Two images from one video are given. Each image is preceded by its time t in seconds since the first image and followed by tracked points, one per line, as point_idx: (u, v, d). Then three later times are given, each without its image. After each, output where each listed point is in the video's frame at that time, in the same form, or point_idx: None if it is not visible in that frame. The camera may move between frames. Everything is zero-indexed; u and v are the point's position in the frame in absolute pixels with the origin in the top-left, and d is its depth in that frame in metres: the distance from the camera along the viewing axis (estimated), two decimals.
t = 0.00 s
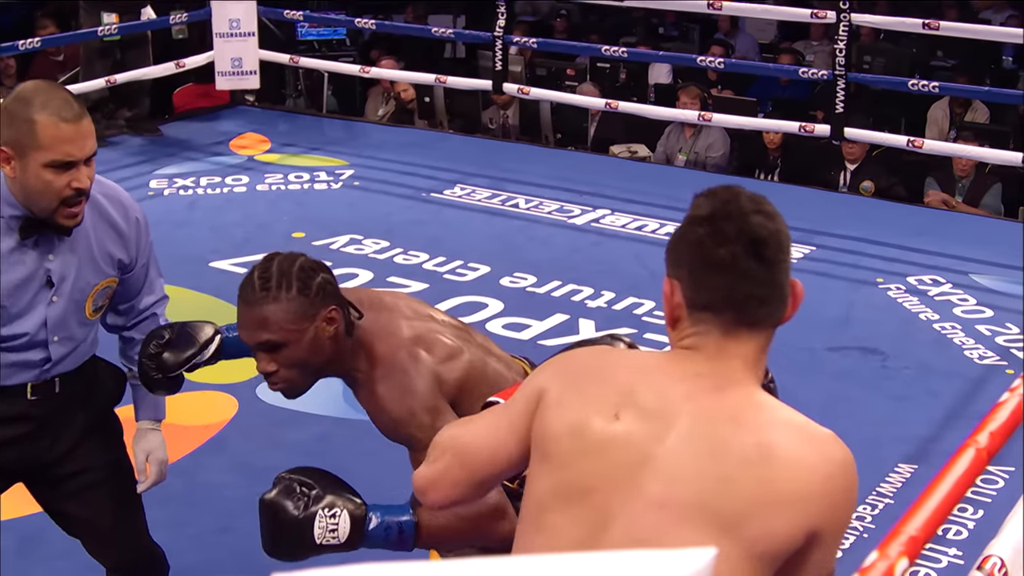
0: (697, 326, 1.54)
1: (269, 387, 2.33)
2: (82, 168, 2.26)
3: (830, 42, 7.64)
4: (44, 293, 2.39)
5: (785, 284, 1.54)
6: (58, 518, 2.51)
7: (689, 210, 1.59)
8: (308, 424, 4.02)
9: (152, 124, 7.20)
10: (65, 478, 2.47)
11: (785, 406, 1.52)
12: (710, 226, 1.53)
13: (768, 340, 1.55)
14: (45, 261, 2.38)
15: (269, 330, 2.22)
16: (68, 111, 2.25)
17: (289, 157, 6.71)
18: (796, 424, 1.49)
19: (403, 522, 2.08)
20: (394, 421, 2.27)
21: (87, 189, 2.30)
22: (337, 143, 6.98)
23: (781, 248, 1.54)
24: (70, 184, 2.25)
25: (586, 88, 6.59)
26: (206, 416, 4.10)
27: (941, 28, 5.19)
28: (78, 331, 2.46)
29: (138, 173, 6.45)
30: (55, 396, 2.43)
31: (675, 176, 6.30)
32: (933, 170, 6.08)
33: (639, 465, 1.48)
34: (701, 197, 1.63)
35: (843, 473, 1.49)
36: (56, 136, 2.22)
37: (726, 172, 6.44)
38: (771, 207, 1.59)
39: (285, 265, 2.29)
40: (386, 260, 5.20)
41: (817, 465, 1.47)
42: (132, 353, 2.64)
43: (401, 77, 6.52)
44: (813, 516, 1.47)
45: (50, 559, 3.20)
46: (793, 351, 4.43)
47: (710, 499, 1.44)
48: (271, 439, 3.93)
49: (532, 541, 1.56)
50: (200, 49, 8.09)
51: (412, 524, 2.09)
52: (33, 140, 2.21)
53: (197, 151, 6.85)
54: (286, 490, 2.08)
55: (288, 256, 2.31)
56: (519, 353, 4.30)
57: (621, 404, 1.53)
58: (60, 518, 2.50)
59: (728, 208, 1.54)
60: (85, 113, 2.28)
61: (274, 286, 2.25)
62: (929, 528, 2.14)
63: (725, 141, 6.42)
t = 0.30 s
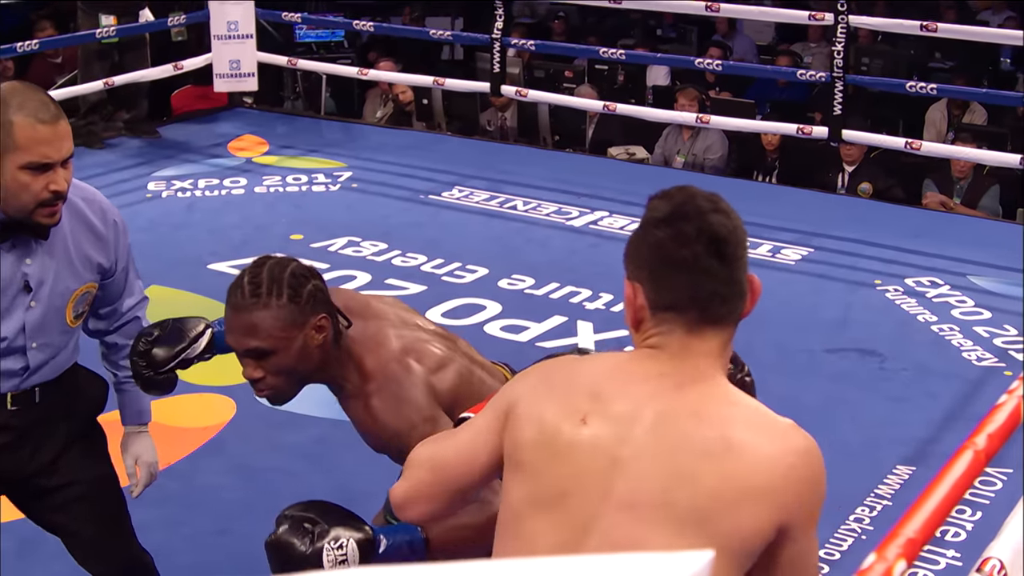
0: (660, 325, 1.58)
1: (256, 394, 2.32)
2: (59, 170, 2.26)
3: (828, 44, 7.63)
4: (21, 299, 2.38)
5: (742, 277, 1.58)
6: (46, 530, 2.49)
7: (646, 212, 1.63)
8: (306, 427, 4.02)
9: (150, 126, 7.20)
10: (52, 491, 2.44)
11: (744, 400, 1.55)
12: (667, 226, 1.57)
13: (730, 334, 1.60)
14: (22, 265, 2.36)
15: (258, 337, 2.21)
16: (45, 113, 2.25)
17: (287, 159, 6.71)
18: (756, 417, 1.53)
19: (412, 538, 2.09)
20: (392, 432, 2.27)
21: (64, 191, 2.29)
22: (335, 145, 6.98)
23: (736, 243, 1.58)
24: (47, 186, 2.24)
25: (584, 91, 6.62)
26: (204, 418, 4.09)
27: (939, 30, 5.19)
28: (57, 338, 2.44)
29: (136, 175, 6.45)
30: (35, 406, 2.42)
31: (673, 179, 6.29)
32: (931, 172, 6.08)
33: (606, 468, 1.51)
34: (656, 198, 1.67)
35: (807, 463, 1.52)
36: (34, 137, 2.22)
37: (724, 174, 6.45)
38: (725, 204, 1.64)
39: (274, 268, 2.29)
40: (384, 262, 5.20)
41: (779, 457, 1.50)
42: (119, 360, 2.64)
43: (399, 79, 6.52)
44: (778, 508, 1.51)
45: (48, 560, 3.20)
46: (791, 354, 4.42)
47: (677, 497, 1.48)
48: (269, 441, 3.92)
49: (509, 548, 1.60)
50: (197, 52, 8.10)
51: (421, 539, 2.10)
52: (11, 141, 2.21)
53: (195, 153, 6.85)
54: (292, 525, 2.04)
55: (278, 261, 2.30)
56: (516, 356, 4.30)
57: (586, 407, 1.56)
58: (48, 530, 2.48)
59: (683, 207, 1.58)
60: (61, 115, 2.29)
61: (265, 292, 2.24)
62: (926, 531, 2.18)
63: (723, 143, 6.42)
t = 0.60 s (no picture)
0: (618, 329, 1.57)
1: (246, 397, 2.31)
2: (34, 169, 2.17)
3: (827, 45, 7.64)
4: None
5: (694, 274, 1.58)
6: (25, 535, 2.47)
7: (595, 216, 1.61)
8: (305, 428, 4.02)
9: (149, 127, 7.20)
10: (29, 504, 2.41)
11: (702, 395, 1.56)
12: (616, 231, 1.56)
13: (685, 332, 1.60)
14: None
15: (250, 338, 2.21)
16: (19, 110, 2.16)
17: (287, 160, 6.71)
18: (716, 412, 1.53)
19: (414, 545, 2.24)
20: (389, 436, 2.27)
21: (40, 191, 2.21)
22: (334, 147, 6.98)
23: (686, 241, 1.58)
24: (22, 185, 2.16)
25: (583, 92, 6.63)
26: (203, 420, 4.09)
27: (939, 31, 5.19)
28: (34, 342, 2.38)
29: (135, 177, 6.45)
30: (13, 413, 2.36)
31: (672, 180, 6.30)
32: (930, 173, 6.09)
33: (575, 475, 1.51)
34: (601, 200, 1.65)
35: (770, 449, 1.53)
36: (7, 135, 2.13)
37: (723, 175, 6.45)
38: (672, 202, 1.63)
39: (267, 269, 2.28)
40: (383, 263, 5.20)
41: (742, 446, 1.51)
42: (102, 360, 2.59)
43: (398, 81, 6.51)
44: (744, 501, 1.52)
45: (47, 562, 3.20)
46: (791, 355, 4.42)
47: (647, 500, 1.48)
48: (268, 442, 3.92)
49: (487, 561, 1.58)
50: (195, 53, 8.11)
51: (422, 543, 2.23)
52: None
53: (194, 154, 6.85)
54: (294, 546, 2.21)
55: (270, 262, 2.30)
56: (516, 357, 4.31)
57: (550, 415, 1.55)
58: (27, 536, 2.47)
59: (633, 210, 1.57)
60: (36, 112, 2.20)
61: (257, 293, 2.24)
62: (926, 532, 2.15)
63: (722, 145, 6.42)
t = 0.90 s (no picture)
0: (564, 328, 1.59)
1: (238, 397, 2.29)
2: (6, 166, 2.12)
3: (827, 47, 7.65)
4: None
5: (633, 267, 1.60)
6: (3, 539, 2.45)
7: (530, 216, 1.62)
8: (305, 428, 4.02)
9: (149, 129, 7.21)
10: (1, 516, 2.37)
11: (653, 385, 1.58)
12: (554, 231, 1.57)
13: (628, 325, 1.62)
14: None
15: (244, 336, 2.19)
16: None
17: (287, 162, 6.72)
18: (670, 399, 1.56)
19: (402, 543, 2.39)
20: (378, 429, 2.23)
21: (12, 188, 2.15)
22: (334, 148, 6.98)
23: (623, 234, 1.60)
24: None
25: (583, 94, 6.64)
26: (204, 421, 4.09)
27: (938, 33, 5.19)
28: (6, 343, 2.29)
29: (135, 178, 6.45)
30: None
31: (672, 181, 6.31)
32: (930, 174, 6.10)
33: (543, 476, 1.52)
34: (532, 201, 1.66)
35: (727, 431, 1.57)
36: None
37: (723, 176, 6.46)
38: (605, 196, 1.65)
39: (258, 266, 2.28)
40: (383, 265, 5.21)
41: (701, 431, 1.54)
42: (82, 360, 2.54)
43: (397, 82, 6.51)
44: (708, 486, 1.55)
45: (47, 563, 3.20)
46: (790, 356, 4.43)
47: (618, 495, 1.51)
48: (268, 443, 3.93)
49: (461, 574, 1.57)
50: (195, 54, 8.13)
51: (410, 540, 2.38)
52: None
53: (194, 155, 6.85)
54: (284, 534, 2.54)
55: (257, 260, 2.30)
56: (515, 358, 4.32)
57: (509, 423, 1.55)
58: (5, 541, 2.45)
59: (568, 207, 1.58)
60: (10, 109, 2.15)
61: (250, 290, 2.23)
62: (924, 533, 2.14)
63: (722, 146, 6.43)
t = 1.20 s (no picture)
0: (505, 327, 1.60)
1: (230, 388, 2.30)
2: None
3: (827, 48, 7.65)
4: None
5: (561, 258, 1.64)
6: None
7: (451, 219, 1.62)
8: (306, 430, 4.02)
9: (149, 130, 7.21)
10: None
11: (596, 362, 1.64)
12: (482, 231, 1.59)
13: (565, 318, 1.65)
14: None
15: (235, 325, 2.21)
16: None
17: (286, 163, 6.72)
18: (619, 373, 1.63)
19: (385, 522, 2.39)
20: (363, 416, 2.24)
21: None
22: (334, 149, 6.98)
23: (548, 227, 1.63)
24: None
25: (582, 96, 6.59)
26: (204, 422, 4.09)
27: (938, 34, 5.19)
28: None
29: (136, 179, 6.45)
30: None
31: (673, 182, 6.31)
32: (931, 175, 6.09)
33: (525, 471, 1.54)
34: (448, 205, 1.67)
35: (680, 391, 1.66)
36: None
37: (723, 177, 6.45)
38: (524, 191, 1.67)
39: (247, 256, 2.30)
40: (383, 266, 5.20)
41: (659, 397, 1.63)
42: (60, 351, 2.60)
43: (397, 83, 6.50)
44: (674, 447, 1.64)
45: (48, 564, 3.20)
46: (790, 357, 4.43)
47: (602, 477, 1.57)
48: (268, 444, 3.92)
49: None
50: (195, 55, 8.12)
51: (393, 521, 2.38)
52: None
53: (194, 156, 6.85)
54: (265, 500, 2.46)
55: (243, 250, 2.32)
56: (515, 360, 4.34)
57: (479, 428, 1.55)
58: None
59: (493, 205, 1.60)
60: None
61: (238, 280, 2.25)
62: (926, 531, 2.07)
63: (722, 147, 6.43)
